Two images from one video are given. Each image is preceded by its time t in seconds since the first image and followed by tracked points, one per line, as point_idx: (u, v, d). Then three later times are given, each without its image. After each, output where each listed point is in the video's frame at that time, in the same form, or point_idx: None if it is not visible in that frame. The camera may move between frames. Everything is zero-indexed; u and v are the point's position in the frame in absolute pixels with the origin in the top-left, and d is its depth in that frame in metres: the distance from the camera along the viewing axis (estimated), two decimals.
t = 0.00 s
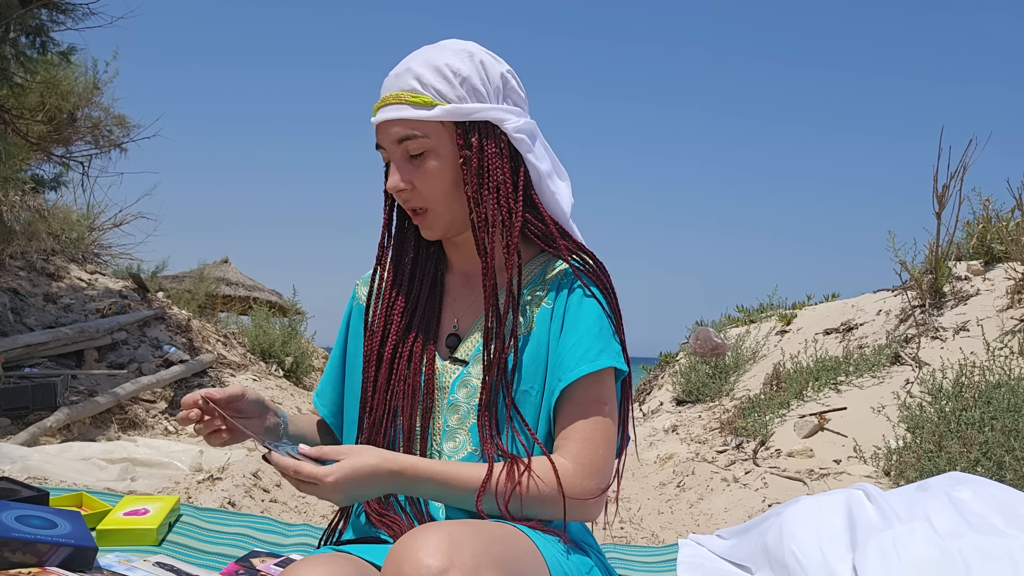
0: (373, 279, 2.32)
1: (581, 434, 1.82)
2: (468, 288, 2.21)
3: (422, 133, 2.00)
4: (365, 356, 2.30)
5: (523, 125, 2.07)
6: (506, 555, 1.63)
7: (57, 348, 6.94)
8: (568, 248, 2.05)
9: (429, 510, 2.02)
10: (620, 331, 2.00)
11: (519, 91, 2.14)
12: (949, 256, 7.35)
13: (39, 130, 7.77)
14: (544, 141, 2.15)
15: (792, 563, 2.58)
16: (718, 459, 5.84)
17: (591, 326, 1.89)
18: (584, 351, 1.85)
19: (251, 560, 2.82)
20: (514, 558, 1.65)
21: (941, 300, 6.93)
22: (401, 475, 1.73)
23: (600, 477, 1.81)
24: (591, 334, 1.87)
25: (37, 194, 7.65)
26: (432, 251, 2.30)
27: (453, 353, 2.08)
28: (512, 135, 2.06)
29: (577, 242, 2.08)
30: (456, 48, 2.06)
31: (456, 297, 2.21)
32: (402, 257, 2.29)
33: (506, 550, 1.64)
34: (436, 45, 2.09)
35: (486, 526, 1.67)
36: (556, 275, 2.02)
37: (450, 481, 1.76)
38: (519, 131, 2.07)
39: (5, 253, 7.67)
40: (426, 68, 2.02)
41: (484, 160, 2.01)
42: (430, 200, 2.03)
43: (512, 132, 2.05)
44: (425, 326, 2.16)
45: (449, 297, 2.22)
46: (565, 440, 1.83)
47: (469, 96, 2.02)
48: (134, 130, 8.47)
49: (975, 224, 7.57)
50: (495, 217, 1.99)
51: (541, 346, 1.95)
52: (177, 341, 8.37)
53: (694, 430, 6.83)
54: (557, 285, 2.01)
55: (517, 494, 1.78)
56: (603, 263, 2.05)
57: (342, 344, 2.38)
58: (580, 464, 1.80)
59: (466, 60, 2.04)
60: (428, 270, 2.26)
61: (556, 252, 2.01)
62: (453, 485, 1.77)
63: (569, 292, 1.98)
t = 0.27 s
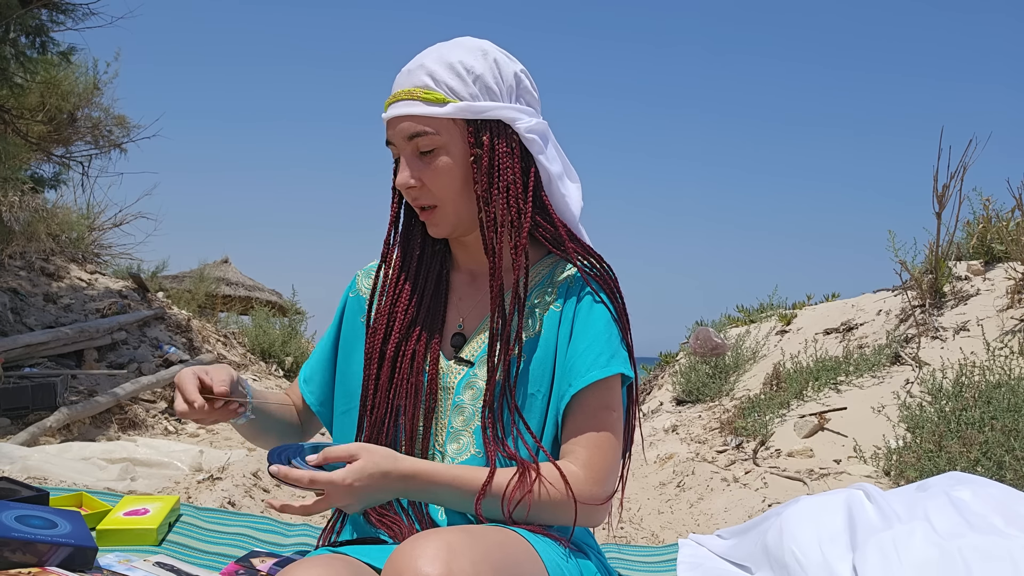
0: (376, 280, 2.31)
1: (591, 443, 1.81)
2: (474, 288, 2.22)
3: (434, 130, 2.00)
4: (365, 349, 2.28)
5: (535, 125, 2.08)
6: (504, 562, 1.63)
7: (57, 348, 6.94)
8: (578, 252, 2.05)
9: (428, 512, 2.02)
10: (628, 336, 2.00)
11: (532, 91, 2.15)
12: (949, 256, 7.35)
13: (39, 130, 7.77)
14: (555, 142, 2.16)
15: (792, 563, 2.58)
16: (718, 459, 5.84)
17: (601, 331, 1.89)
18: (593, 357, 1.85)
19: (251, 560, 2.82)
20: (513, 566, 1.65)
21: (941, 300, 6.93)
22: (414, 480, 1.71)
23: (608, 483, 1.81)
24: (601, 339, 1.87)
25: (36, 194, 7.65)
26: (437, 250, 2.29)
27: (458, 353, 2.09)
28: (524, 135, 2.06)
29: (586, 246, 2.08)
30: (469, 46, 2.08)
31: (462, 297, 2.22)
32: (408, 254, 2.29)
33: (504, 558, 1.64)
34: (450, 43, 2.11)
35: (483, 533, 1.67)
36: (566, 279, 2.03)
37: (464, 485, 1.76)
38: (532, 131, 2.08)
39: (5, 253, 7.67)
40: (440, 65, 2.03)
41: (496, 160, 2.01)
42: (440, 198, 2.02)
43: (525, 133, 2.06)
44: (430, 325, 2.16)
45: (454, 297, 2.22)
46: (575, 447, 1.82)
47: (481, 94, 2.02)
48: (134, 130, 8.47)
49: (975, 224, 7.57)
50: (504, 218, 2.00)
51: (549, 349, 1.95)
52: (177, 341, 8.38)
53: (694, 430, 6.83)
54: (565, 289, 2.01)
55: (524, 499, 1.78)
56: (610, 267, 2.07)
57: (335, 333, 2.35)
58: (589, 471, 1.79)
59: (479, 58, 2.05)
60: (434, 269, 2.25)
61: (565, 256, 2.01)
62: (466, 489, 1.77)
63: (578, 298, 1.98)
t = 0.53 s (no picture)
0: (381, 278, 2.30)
1: (588, 445, 1.82)
2: (479, 288, 2.22)
3: (441, 132, 2.00)
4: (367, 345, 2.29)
5: (542, 126, 2.08)
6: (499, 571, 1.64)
7: (57, 348, 6.94)
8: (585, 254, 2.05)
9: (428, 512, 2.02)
10: (632, 340, 2.01)
11: (538, 92, 2.16)
12: (949, 256, 7.35)
13: (39, 130, 7.77)
14: (561, 143, 2.16)
15: (792, 563, 2.58)
16: (718, 459, 5.84)
17: (605, 334, 1.89)
18: (596, 361, 1.85)
19: (251, 560, 2.82)
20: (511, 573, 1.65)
21: (941, 300, 6.93)
22: (410, 477, 1.71)
23: (603, 488, 1.81)
24: (604, 343, 1.88)
25: (36, 194, 7.65)
26: (442, 250, 2.29)
27: (461, 353, 2.09)
28: (531, 135, 2.07)
29: (593, 248, 2.08)
30: (474, 47, 2.08)
31: (467, 297, 2.22)
32: (413, 253, 2.28)
33: (502, 566, 1.65)
34: (454, 43, 2.11)
35: (481, 540, 1.68)
36: (573, 280, 2.03)
37: (460, 484, 1.76)
38: (539, 132, 2.08)
39: (5, 253, 7.67)
40: (446, 66, 2.03)
41: (503, 161, 2.02)
42: (448, 199, 2.03)
43: (532, 133, 2.06)
44: (433, 324, 2.16)
45: (459, 297, 2.22)
46: (571, 449, 1.82)
47: (488, 94, 2.02)
48: (134, 130, 8.47)
49: (975, 223, 7.56)
50: (511, 220, 2.01)
51: (553, 350, 1.95)
52: (177, 341, 8.38)
53: (694, 430, 6.83)
54: (570, 290, 2.01)
55: (521, 500, 1.78)
56: (617, 270, 2.06)
57: (334, 323, 2.33)
58: (584, 475, 1.80)
59: (485, 59, 2.05)
60: (438, 269, 2.25)
61: (570, 259, 2.01)
62: (463, 487, 1.77)
63: (583, 300, 1.98)
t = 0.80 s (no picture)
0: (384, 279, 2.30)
1: (582, 446, 1.81)
2: (482, 290, 2.21)
3: (445, 133, 2.00)
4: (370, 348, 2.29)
5: (546, 126, 2.09)
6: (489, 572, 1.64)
7: (57, 348, 6.94)
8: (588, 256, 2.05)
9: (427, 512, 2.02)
10: (634, 342, 2.01)
11: (542, 92, 2.16)
12: (949, 256, 7.34)
13: (39, 130, 7.77)
14: (565, 143, 2.16)
15: (792, 563, 2.58)
16: (718, 459, 5.84)
17: (607, 336, 1.90)
18: (598, 364, 1.85)
19: (251, 560, 2.82)
20: None
21: (941, 300, 6.93)
22: (401, 466, 1.71)
23: (597, 488, 1.81)
24: (606, 346, 1.88)
25: (36, 195, 7.65)
26: (446, 252, 2.28)
27: (463, 354, 2.09)
28: (535, 136, 2.07)
29: (596, 250, 2.09)
30: (478, 48, 2.08)
31: (469, 298, 2.21)
32: (416, 254, 2.28)
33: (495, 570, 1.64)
34: (458, 44, 2.11)
35: (473, 544, 1.67)
36: (575, 281, 2.03)
37: (451, 477, 1.76)
38: (543, 132, 2.08)
39: (5, 253, 7.67)
40: (450, 67, 2.03)
41: (507, 162, 2.02)
42: (452, 200, 2.03)
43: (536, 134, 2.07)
44: (436, 324, 2.15)
45: (462, 298, 2.22)
46: (565, 449, 1.82)
47: (492, 95, 2.03)
48: (134, 130, 8.47)
49: (975, 223, 7.56)
50: (515, 221, 2.01)
51: (556, 352, 1.95)
52: (177, 341, 8.38)
53: (694, 430, 6.83)
54: (573, 292, 2.01)
55: (514, 499, 1.78)
56: (620, 272, 2.05)
57: (338, 324, 2.33)
58: (577, 476, 1.80)
59: (489, 60, 2.05)
60: (441, 271, 2.25)
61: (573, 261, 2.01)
62: (454, 480, 1.77)
63: (586, 302, 1.98)
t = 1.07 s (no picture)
0: (385, 279, 2.30)
1: (581, 447, 1.81)
2: (483, 289, 2.21)
3: (448, 132, 2.01)
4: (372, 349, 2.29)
5: (548, 126, 2.09)
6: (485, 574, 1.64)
7: (57, 347, 6.94)
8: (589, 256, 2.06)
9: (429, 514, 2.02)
10: (635, 343, 2.01)
11: (544, 93, 2.17)
12: (949, 256, 7.34)
13: (39, 131, 7.77)
14: (567, 143, 2.16)
15: (792, 563, 2.58)
16: (718, 459, 5.84)
17: (608, 336, 1.90)
18: (598, 364, 1.85)
19: (251, 560, 2.82)
20: None
21: (941, 300, 6.93)
22: (402, 466, 1.72)
23: (595, 489, 1.82)
24: (607, 346, 1.88)
25: (36, 194, 7.65)
26: (447, 252, 2.28)
27: (464, 353, 2.09)
28: (538, 135, 2.07)
29: (598, 250, 2.09)
30: (480, 48, 2.08)
31: (471, 298, 2.21)
32: (416, 255, 2.28)
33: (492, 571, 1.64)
34: (460, 45, 2.11)
35: (471, 546, 1.67)
36: (577, 281, 2.03)
37: (450, 477, 1.76)
38: (545, 133, 2.09)
39: (5, 253, 7.67)
40: (452, 67, 2.03)
41: (510, 162, 2.02)
42: (455, 201, 2.03)
43: (539, 134, 2.07)
44: (437, 324, 2.16)
45: (463, 297, 2.22)
46: (563, 450, 1.82)
47: (494, 95, 2.02)
48: (134, 130, 8.46)
49: (975, 223, 7.56)
50: (517, 221, 2.01)
51: (557, 352, 1.95)
52: (177, 341, 8.38)
53: (694, 430, 6.83)
54: (573, 292, 2.01)
55: (513, 499, 1.78)
56: (621, 273, 2.05)
57: (341, 327, 2.33)
58: (577, 476, 1.80)
59: (492, 60, 2.05)
60: (443, 271, 2.24)
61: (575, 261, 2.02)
62: (453, 481, 1.77)
63: (586, 302, 1.98)
